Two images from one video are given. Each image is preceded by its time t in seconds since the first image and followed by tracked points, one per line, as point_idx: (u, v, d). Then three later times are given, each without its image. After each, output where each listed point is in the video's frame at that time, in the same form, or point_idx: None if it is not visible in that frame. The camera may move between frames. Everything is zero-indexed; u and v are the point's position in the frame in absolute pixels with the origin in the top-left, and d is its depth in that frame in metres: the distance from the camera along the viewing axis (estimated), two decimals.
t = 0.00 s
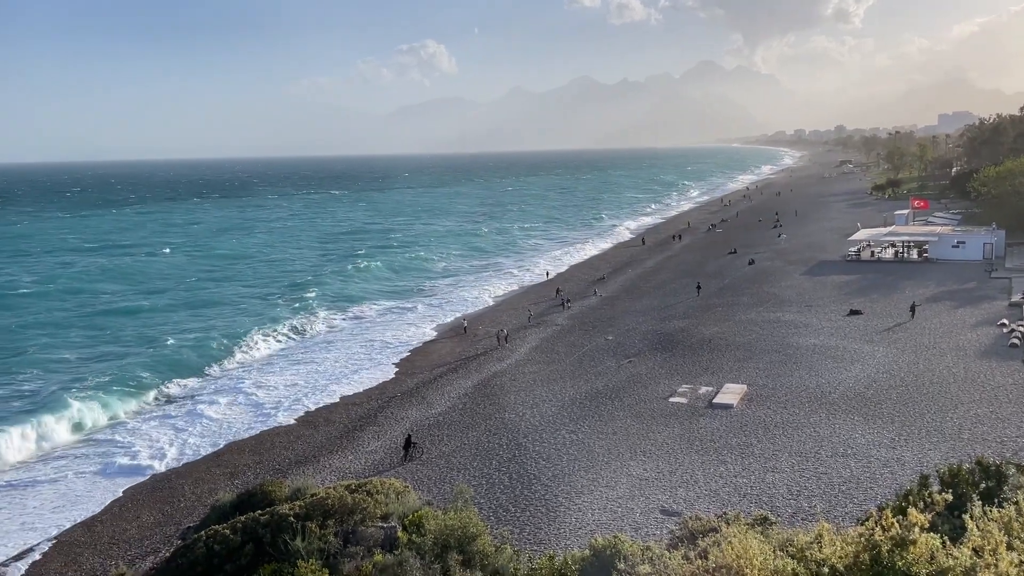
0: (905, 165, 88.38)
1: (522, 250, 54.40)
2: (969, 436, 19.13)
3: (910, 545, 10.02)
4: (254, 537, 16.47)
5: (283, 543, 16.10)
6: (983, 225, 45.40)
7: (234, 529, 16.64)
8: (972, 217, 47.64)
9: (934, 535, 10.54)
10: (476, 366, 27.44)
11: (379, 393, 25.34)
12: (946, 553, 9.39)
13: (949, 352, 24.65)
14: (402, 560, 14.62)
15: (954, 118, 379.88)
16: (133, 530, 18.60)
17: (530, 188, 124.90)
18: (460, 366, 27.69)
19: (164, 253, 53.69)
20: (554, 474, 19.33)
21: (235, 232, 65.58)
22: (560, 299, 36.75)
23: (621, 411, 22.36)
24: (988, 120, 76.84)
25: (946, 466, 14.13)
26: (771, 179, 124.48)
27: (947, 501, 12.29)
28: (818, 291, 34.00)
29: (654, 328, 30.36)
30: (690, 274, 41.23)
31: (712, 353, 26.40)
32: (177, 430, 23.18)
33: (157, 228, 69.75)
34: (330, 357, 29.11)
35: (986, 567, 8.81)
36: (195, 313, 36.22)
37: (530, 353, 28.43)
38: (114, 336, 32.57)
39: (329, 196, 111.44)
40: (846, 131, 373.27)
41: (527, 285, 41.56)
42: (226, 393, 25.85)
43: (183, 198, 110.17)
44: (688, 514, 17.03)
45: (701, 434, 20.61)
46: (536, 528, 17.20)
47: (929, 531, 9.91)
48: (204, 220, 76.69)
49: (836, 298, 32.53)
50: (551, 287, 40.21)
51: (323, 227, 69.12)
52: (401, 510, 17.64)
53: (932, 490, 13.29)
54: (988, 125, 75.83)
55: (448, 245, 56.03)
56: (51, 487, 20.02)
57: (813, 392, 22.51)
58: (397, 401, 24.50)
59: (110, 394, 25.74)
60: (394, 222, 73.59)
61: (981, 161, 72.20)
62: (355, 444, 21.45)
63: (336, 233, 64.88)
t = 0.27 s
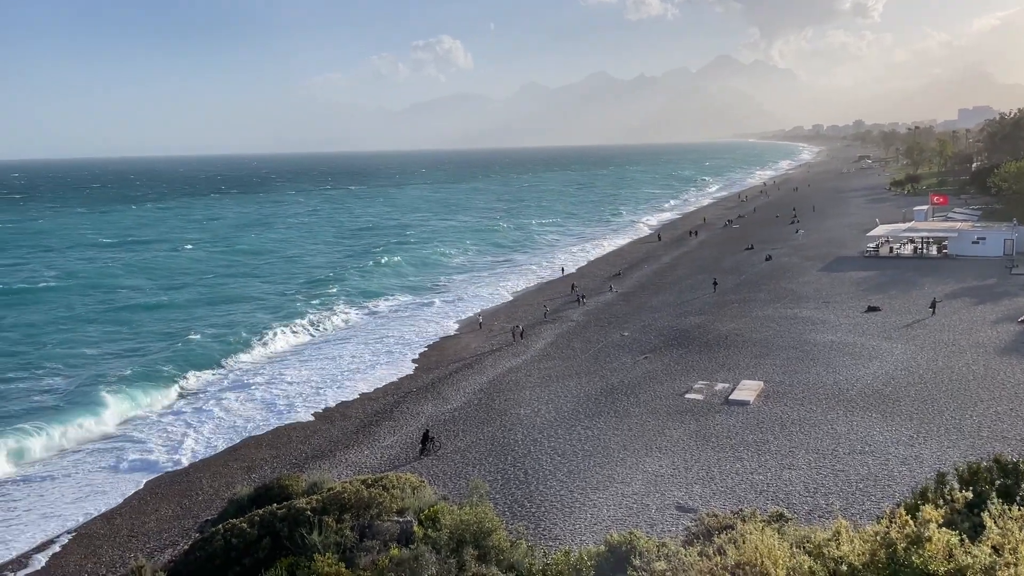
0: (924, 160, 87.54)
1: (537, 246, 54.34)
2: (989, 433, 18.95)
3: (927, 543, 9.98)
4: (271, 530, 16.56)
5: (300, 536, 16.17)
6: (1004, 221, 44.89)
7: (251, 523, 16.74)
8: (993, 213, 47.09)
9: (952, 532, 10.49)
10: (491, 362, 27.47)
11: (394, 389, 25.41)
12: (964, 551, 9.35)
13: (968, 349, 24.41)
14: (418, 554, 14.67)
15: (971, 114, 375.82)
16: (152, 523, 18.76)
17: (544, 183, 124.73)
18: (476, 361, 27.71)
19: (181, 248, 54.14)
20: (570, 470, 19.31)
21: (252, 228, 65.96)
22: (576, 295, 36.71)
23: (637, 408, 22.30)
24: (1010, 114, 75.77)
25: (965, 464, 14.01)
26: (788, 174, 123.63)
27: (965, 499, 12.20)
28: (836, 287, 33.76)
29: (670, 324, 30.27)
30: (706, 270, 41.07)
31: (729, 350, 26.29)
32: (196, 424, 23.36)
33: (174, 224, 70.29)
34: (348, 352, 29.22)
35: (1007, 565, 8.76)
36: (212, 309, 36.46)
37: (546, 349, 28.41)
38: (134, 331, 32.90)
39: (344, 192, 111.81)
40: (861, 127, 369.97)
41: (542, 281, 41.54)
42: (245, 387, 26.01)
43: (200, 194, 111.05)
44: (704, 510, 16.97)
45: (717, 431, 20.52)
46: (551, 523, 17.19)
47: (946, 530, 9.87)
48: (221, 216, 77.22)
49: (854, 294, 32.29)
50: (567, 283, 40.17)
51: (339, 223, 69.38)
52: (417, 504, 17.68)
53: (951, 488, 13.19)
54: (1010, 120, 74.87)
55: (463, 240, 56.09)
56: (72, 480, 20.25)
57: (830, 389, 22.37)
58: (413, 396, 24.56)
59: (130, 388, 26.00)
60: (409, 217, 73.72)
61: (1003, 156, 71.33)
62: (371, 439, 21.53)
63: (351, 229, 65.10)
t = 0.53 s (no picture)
0: (946, 155, 86.44)
1: (554, 241, 54.30)
2: (1012, 432, 18.72)
3: (950, 542, 9.91)
4: (291, 523, 16.70)
5: (320, 529, 16.29)
6: None
7: (272, 515, 16.89)
8: (1018, 208, 46.46)
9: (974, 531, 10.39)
10: (509, 357, 27.50)
11: (413, 383, 25.51)
12: (987, 550, 9.27)
13: (992, 347, 24.13)
14: (436, 548, 14.72)
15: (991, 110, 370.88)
16: (173, 515, 18.95)
17: (561, 178, 124.57)
18: (494, 356, 27.74)
19: (201, 243, 54.68)
20: (587, 465, 19.31)
21: (271, 223, 66.39)
22: (593, 290, 36.65)
23: (655, 404, 22.25)
24: None
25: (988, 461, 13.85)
26: (807, 170, 122.51)
27: (987, 497, 12.08)
28: (857, 283, 33.49)
29: (688, 320, 30.15)
30: (725, 266, 40.88)
31: (748, 346, 26.16)
32: (218, 418, 23.58)
33: (194, 219, 70.91)
34: (368, 348, 29.36)
35: None
36: (232, 304, 36.78)
37: (563, 345, 28.40)
38: (156, 325, 33.27)
39: (361, 187, 112.20)
40: (879, 123, 366.15)
41: (560, 276, 41.51)
42: (266, 382, 26.23)
43: (219, 189, 112.10)
44: (722, 507, 16.91)
45: (736, 427, 20.44)
46: (568, 519, 17.20)
47: (969, 528, 9.79)
48: (240, 211, 77.78)
49: (875, 290, 32.02)
50: (585, 278, 40.11)
51: (357, 218, 69.67)
52: (435, 498, 17.75)
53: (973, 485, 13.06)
54: None
55: (481, 236, 56.16)
56: (98, 472, 20.54)
57: (850, 386, 22.20)
58: (431, 391, 24.63)
59: (153, 382, 26.29)
60: (427, 213, 73.93)
61: None
62: (389, 433, 21.62)
63: (369, 224, 65.34)
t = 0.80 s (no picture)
0: (973, 150, 85.10)
1: (574, 236, 54.23)
2: None
3: (976, 541, 9.82)
4: (313, 515, 16.83)
5: (341, 522, 16.39)
6: None
7: (294, 507, 17.02)
8: None
9: (1001, 530, 10.29)
10: (529, 352, 27.52)
11: (433, 377, 25.60)
12: (1014, 550, 9.18)
13: (1019, 344, 23.79)
14: (456, 541, 14.76)
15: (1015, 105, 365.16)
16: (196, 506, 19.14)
17: (581, 173, 124.33)
18: (514, 351, 27.76)
19: (224, 237, 55.20)
20: (608, 460, 19.29)
21: (292, 218, 66.83)
22: (614, 285, 36.56)
23: (675, 400, 22.17)
24: None
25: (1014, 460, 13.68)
26: (830, 165, 121.25)
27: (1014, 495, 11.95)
28: (881, 279, 33.15)
29: (710, 315, 30.00)
30: (747, 262, 40.63)
31: (770, 342, 26.01)
32: (242, 411, 23.83)
33: (216, 213, 71.60)
34: (390, 342, 29.49)
35: None
36: (255, 298, 37.12)
37: (584, 340, 28.36)
38: (180, 319, 33.67)
39: (381, 182, 112.62)
40: (900, 118, 361.83)
41: (580, 271, 41.45)
42: (290, 376, 26.45)
43: (241, 183, 113.15)
44: (743, 503, 16.82)
45: (757, 424, 20.33)
46: (588, 514, 17.20)
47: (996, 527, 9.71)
48: (261, 205, 78.42)
49: (899, 287, 31.68)
50: (606, 273, 40.04)
51: (377, 213, 69.93)
52: (455, 492, 17.80)
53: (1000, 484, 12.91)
54: None
55: (501, 231, 56.20)
56: (124, 464, 20.85)
57: (874, 383, 22.01)
58: (451, 385, 24.71)
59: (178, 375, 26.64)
60: (447, 207, 74.11)
61: None
62: (409, 427, 21.72)
63: (390, 218, 65.58)
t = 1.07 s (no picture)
0: (1004, 145, 83.61)
1: (596, 230, 54.11)
2: None
3: (1004, 540, 9.75)
4: (336, 507, 16.94)
5: (364, 514, 16.48)
6: None
7: (317, 499, 17.13)
8: None
9: None
10: (551, 346, 27.51)
11: (455, 371, 25.69)
12: None
13: None
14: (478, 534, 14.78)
15: None
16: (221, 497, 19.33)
17: (603, 168, 123.90)
18: (536, 346, 27.77)
19: (247, 231, 55.73)
20: (630, 456, 19.24)
21: (315, 212, 67.27)
22: (636, 281, 36.45)
23: (698, 395, 22.08)
24: None
25: None
26: (855, 159, 119.80)
27: None
28: (907, 275, 32.79)
29: (733, 311, 29.82)
30: (770, 257, 40.36)
31: (794, 338, 25.82)
32: (267, 404, 24.05)
33: (239, 207, 72.25)
34: (413, 336, 29.63)
35: None
36: (278, 291, 37.45)
37: (605, 335, 28.32)
38: (205, 311, 34.06)
39: (402, 176, 112.95)
40: (923, 113, 356.86)
41: (602, 266, 41.37)
42: (315, 370, 26.66)
43: (264, 177, 114.06)
44: (766, 500, 16.72)
45: (781, 420, 20.20)
46: (610, 509, 17.18)
47: None
48: (284, 200, 79.00)
49: (927, 283, 31.31)
50: (628, 268, 39.92)
51: (399, 207, 70.18)
52: (477, 486, 17.84)
53: None
54: None
55: (523, 225, 56.20)
56: (150, 456, 21.12)
57: (900, 380, 21.78)
58: (472, 379, 24.77)
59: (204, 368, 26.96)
60: (469, 202, 74.18)
61: None
62: (431, 420, 21.81)
63: (412, 213, 65.79)
